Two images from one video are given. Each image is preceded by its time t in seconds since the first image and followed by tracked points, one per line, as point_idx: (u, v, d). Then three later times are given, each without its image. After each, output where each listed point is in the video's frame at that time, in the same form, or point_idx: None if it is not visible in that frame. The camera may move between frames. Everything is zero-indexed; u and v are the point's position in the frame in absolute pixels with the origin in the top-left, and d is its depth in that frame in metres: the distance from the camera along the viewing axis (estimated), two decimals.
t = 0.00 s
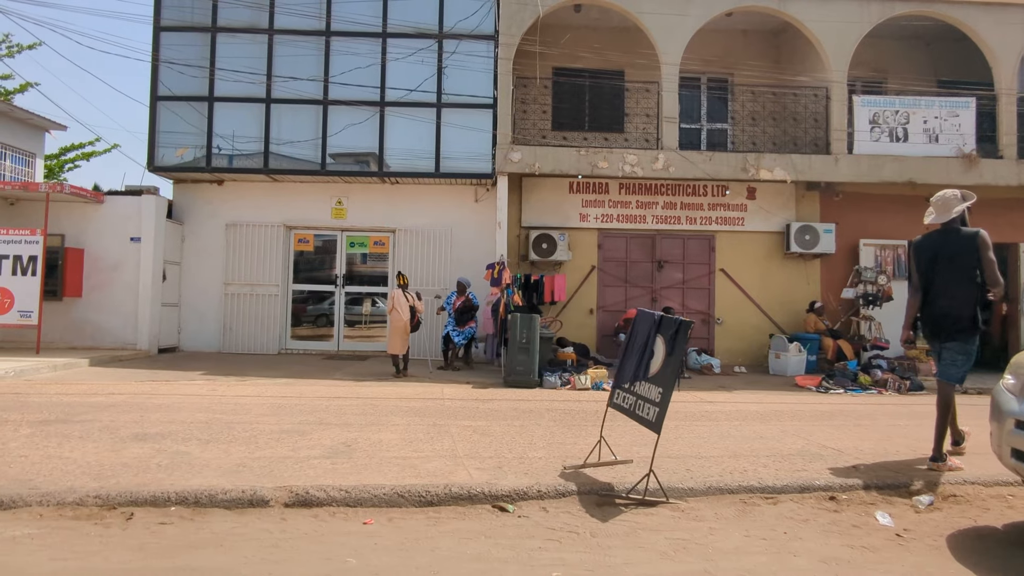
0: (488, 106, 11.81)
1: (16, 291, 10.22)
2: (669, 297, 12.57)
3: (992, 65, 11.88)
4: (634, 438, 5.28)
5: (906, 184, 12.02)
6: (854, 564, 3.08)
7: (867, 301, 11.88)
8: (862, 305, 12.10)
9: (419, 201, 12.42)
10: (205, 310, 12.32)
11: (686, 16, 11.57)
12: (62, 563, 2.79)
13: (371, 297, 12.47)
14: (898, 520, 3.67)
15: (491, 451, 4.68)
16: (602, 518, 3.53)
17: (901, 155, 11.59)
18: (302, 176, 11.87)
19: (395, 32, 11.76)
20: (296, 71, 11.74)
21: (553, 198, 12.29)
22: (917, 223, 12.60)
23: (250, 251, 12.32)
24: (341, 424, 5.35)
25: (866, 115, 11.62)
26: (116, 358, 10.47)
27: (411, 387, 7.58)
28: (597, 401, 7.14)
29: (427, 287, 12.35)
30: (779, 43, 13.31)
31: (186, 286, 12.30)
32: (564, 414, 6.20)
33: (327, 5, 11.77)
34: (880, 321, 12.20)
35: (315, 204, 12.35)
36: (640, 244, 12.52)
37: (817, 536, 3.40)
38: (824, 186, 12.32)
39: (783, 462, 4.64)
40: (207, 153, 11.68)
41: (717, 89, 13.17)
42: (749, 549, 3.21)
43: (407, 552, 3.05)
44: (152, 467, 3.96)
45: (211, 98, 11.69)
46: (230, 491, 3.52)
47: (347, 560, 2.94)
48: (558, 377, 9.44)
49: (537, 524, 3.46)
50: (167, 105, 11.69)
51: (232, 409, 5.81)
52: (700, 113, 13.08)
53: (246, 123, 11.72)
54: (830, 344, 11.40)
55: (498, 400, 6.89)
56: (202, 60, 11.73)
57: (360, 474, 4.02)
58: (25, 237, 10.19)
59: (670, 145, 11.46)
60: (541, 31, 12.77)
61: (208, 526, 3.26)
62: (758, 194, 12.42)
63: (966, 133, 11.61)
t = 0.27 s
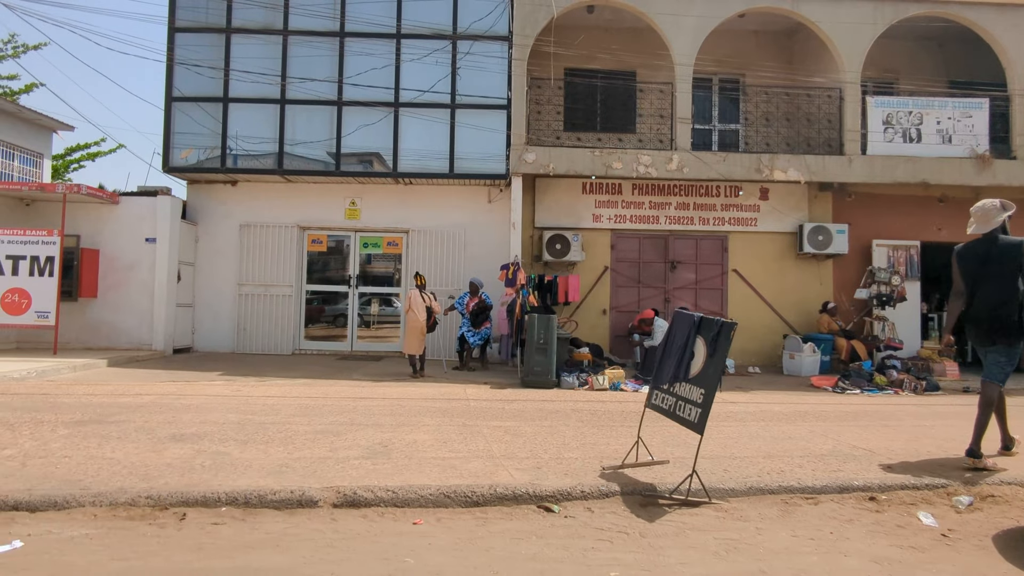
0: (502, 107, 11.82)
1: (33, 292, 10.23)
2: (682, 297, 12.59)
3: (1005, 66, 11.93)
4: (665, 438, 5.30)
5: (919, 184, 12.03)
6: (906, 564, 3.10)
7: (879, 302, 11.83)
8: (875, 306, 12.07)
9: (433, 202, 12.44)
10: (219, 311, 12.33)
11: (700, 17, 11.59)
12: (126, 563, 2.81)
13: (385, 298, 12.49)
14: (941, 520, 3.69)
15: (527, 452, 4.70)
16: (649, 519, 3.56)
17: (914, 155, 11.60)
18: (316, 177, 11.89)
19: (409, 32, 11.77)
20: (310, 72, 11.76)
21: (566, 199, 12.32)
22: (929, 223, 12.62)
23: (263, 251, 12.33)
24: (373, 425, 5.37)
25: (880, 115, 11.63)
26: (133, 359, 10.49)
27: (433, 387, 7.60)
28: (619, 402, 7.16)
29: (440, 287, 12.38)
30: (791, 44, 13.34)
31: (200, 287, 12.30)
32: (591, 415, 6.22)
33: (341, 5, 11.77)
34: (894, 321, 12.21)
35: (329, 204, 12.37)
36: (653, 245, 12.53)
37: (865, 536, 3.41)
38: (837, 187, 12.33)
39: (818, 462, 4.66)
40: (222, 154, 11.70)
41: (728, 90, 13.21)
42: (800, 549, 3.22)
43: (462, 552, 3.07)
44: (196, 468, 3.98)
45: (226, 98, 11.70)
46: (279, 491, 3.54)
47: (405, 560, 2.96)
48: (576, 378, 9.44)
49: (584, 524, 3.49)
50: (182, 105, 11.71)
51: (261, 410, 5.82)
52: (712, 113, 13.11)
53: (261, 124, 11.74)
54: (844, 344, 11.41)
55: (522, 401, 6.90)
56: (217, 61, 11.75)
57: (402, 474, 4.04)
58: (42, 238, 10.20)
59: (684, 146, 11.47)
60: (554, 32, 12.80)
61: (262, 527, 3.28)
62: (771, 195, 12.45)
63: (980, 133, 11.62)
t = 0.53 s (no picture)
0: (516, 108, 11.84)
1: (51, 292, 10.26)
2: (695, 298, 12.61)
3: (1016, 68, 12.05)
4: (696, 438, 5.32)
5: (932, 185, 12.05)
6: (956, 564, 3.12)
7: (896, 302, 11.75)
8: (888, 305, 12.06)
9: (446, 203, 12.46)
10: (232, 311, 12.34)
11: (713, 18, 11.60)
12: (187, 563, 2.83)
13: (398, 298, 12.51)
14: (983, 520, 3.71)
15: (562, 452, 4.72)
16: (695, 519, 3.58)
17: (928, 156, 11.62)
18: (330, 178, 11.91)
19: (422, 33, 11.79)
20: (325, 74, 11.77)
21: (579, 200, 12.34)
22: (941, 224, 12.64)
23: (277, 252, 12.34)
24: (404, 425, 5.40)
25: (893, 116, 11.65)
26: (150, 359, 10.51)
27: (455, 388, 7.62)
28: (642, 403, 7.18)
29: (454, 288, 12.41)
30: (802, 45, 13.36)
31: (214, 288, 12.32)
32: (618, 415, 6.24)
33: (355, 6, 11.79)
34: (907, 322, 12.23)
35: (342, 205, 12.39)
36: (666, 245, 12.55)
37: (911, 536, 3.44)
38: (850, 188, 12.35)
39: (852, 463, 4.69)
40: (236, 154, 11.72)
41: (740, 91, 13.23)
42: (849, 550, 3.25)
43: (516, 552, 3.09)
44: (239, 468, 4.00)
45: (240, 99, 11.72)
46: (327, 492, 3.56)
47: (463, 560, 2.98)
48: (593, 378, 9.46)
49: (631, 524, 3.51)
50: (196, 106, 11.72)
51: (291, 410, 5.84)
52: (723, 114, 13.13)
53: (275, 125, 11.76)
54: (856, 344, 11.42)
55: (546, 402, 6.92)
56: (231, 62, 11.77)
57: (444, 475, 4.06)
58: (59, 239, 10.24)
59: (698, 147, 11.49)
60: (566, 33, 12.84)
61: (314, 527, 3.30)
62: (783, 195, 12.48)
63: (993, 134, 11.65)
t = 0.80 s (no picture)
0: (530, 108, 11.86)
1: (68, 293, 10.28)
2: (708, 298, 12.63)
3: None
4: (727, 438, 5.34)
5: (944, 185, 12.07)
6: (1005, 564, 3.14)
7: (907, 302, 11.91)
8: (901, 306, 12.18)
9: (459, 203, 12.49)
10: (246, 311, 12.36)
11: (727, 20, 11.63)
12: (248, 563, 2.85)
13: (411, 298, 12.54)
14: None
15: (597, 452, 4.75)
16: (740, 518, 3.61)
17: (941, 157, 11.64)
18: (344, 178, 11.93)
19: (436, 34, 11.81)
20: (339, 74, 11.79)
21: (592, 200, 12.35)
22: (953, 224, 12.66)
23: (290, 252, 12.36)
24: (434, 425, 5.41)
25: (906, 117, 11.68)
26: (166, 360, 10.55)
27: (476, 388, 7.64)
28: (664, 403, 7.20)
29: (467, 288, 12.43)
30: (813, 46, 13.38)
31: (227, 288, 12.34)
32: (644, 416, 6.26)
33: (369, 6, 11.81)
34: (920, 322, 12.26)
35: (356, 205, 12.41)
36: (679, 245, 12.57)
37: (956, 536, 3.46)
38: (862, 189, 12.38)
39: (885, 463, 4.71)
40: (251, 155, 11.73)
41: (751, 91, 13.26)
42: (898, 549, 3.27)
43: (569, 552, 3.12)
44: (281, 469, 4.02)
45: (255, 100, 11.73)
46: (375, 491, 3.58)
47: (519, 559, 3.01)
48: (610, 379, 9.47)
49: (677, 523, 3.54)
50: (210, 107, 11.72)
51: (319, 411, 5.87)
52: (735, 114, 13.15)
53: (289, 125, 11.77)
54: (871, 345, 11.49)
55: (570, 402, 6.94)
56: (245, 62, 11.77)
57: (485, 475, 4.07)
58: (76, 239, 10.27)
59: (712, 147, 11.52)
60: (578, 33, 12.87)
61: (365, 527, 3.31)
62: (796, 196, 12.50)
63: (1006, 135, 11.66)
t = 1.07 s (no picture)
0: (544, 109, 11.90)
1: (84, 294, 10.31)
2: (720, 298, 12.65)
3: None
4: (757, 438, 5.37)
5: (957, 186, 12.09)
6: None
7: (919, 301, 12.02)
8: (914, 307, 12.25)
9: (472, 204, 12.51)
10: (260, 312, 12.38)
11: (741, 20, 11.65)
12: (307, 563, 2.87)
13: (424, 299, 12.57)
14: None
15: (631, 452, 4.77)
16: (785, 518, 3.63)
17: (954, 157, 11.66)
18: (359, 179, 11.96)
19: (451, 35, 11.85)
20: (353, 75, 11.82)
21: (605, 201, 12.38)
22: (966, 225, 12.69)
23: (304, 253, 12.38)
24: (465, 426, 5.43)
25: (919, 118, 11.70)
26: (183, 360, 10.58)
27: (498, 388, 7.67)
28: (687, 404, 7.22)
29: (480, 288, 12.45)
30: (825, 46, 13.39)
31: (241, 289, 12.36)
32: (670, 417, 6.28)
33: (383, 7, 11.84)
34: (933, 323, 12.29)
35: (369, 206, 12.42)
36: (692, 246, 12.59)
37: (1001, 536, 3.49)
38: (874, 190, 12.39)
39: (919, 464, 4.73)
40: (266, 156, 11.76)
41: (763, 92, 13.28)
42: (945, 549, 3.29)
43: (621, 551, 3.14)
44: (322, 469, 4.04)
45: (269, 101, 11.75)
46: (421, 492, 3.61)
47: (574, 559, 3.03)
48: (628, 379, 9.49)
49: (722, 523, 3.56)
50: (225, 107, 11.75)
51: (349, 411, 5.89)
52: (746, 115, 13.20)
53: (304, 126, 11.80)
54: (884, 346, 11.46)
55: (593, 402, 6.96)
56: (260, 64, 11.79)
57: (525, 475, 4.10)
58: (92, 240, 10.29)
59: (725, 148, 11.54)
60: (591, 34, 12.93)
61: (415, 527, 3.34)
62: (808, 197, 12.51)
63: (1019, 135, 11.68)
